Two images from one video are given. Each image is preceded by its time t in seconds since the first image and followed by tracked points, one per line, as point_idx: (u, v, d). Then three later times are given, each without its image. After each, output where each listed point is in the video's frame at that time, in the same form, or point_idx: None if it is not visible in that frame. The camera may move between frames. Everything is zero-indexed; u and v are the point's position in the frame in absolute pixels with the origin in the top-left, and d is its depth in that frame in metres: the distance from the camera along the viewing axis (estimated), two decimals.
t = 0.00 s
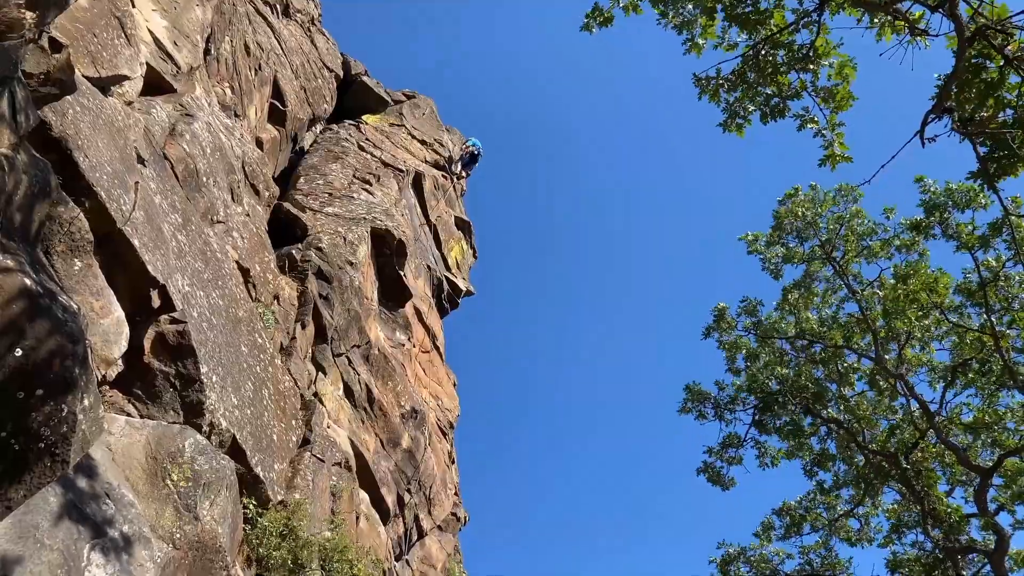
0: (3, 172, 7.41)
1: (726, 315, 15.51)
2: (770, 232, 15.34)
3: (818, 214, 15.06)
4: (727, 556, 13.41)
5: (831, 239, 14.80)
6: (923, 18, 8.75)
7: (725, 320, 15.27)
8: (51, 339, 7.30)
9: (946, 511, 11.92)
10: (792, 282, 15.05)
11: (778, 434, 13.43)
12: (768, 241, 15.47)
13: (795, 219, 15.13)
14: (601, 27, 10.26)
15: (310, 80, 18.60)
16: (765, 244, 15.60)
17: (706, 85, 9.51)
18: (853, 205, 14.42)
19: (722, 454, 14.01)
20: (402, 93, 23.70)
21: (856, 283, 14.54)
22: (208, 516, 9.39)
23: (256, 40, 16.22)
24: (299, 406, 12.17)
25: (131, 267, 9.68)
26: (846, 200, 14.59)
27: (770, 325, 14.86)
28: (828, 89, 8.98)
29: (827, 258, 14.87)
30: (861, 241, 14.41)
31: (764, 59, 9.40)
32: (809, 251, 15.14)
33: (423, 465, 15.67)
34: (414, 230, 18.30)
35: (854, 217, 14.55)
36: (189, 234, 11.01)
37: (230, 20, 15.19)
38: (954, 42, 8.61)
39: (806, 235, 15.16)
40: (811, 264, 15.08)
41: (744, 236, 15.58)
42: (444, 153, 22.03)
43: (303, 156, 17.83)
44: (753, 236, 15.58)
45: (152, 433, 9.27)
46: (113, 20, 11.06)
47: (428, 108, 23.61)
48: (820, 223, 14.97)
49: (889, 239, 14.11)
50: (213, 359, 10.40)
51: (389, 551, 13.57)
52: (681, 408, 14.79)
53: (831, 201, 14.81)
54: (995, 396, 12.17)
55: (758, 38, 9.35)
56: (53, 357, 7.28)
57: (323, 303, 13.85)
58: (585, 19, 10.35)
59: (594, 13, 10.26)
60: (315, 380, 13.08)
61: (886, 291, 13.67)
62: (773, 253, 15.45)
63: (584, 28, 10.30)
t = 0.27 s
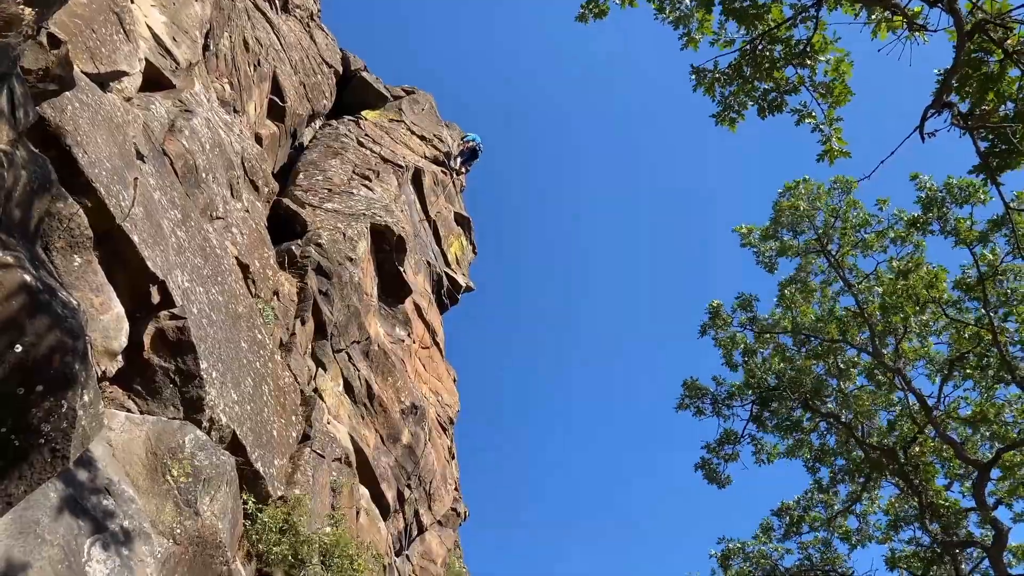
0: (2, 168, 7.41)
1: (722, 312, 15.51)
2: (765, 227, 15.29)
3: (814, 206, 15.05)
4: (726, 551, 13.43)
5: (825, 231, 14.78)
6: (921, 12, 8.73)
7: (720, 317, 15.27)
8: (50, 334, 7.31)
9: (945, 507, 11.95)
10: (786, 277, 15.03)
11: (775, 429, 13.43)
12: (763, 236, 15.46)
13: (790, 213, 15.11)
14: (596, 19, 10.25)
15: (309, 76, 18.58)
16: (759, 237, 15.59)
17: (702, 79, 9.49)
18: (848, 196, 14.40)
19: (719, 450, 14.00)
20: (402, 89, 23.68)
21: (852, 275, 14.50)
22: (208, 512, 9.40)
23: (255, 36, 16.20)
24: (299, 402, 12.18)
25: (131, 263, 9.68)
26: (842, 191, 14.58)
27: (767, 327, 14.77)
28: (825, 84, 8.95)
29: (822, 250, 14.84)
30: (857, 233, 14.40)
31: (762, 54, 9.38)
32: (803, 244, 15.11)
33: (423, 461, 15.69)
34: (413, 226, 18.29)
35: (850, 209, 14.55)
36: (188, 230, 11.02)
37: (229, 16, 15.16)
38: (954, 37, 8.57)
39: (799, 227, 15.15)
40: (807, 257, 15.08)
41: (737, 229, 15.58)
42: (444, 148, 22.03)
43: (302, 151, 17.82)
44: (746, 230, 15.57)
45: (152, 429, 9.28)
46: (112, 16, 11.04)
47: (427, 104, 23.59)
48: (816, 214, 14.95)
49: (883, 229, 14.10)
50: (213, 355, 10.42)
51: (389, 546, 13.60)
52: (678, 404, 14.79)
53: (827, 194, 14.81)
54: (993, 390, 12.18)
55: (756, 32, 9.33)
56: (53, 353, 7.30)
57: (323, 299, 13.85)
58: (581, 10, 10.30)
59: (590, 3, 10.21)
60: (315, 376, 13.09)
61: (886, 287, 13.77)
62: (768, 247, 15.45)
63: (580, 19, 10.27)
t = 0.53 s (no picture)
0: (0, 162, 7.40)
1: (716, 301, 15.49)
2: (757, 221, 15.26)
3: (808, 199, 15.02)
4: (726, 548, 13.43)
5: (819, 223, 14.74)
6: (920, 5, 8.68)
7: (714, 308, 15.23)
8: (50, 328, 7.31)
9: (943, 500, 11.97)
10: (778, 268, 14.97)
11: (772, 426, 13.42)
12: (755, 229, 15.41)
13: (783, 207, 15.08)
14: (602, 15, 10.17)
15: (308, 71, 18.55)
16: (749, 231, 15.56)
17: (701, 73, 9.43)
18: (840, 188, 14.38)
19: (717, 451, 14.00)
20: (401, 84, 23.64)
21: (846, 268, 14.51)
22: (208, 506, 9.41)
23: (254, 31, 16.18)
24: (299, 397, 12.19)
25: (130, 259, 9.68)
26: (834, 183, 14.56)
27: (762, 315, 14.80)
28: (822, 78, 8.90)
29: (816, 242, 14.81)
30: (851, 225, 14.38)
31: (759, 48, 9.33)
32: (797, 237, 15.09)
33: (423, 456, 15.70)
34: (413, 222, 18.28)
35: (842, 201, 14.54)
36: (188, 225, 11.02)
37: (228, 11, 15.14)
38: (952, 30, 8.53)
39: (792, 220, 15.13)
40: (800, 250, 15.06)
41: (726, 226, 15.58)
42: (444, 144, 22.02)
43: (302, 147, 17.82)
44: (735, 226, 15.57)
45: (152, 424, 9.29)
46: (110, 11, 11.02)
47: (427, 99, 23.57)
48: (809, 206, 14.92)
49: (877, 220, 14.08)
50: (213, 350, 10.42)
51: (389, 541, 13.61)
52: (675, 407, 14.78)
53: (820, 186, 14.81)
54: (991, 383, 12.17)
55: (754, 27, 9.28)
56: (52, 347, 7.30)
57: (322, 294, 13.85)
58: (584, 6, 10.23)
59: None
60: (315, 372, 13.09)
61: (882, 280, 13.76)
62: (758, 239, 15.42)
63: (584, 15, 10.19)
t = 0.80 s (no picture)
0: None
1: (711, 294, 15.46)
2: (754, 213, 15.21)
3: (806, 191, 14.97)
4: (725, 543, 13.42)
5: (816, 215, 14.69)
6: None
7: (710, 301, 15.20)
8: (52, 323, 7.34)
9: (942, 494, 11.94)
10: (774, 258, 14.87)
11: (769, 420, 13.41)
12: (751, 222, 15.37)
13: (781, 200, 15.03)
14: (605, 10, 10.11)
15: (309, 67, 18.53)
16: (746, 223, 15.49)
17: (700, 67, 9.40)
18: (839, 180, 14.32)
19: (714, 446, 13.98)
20: (402, 79, 23.59)
21: (844, 260, 14.45)
22: (209, 502, 9.42)
23: (254, 27, 16.16)
24: (299, 392, 12.20)
25: (131, 254, 9.69)
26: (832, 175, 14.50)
27: (757, 304, 14.79)
28: (822, 71, 8.86)
29: (813, 235, 14.74)
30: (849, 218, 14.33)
31: (759, 41, 9.29)
32: (794, 229, 15.05)
33: (424, 451, 15.72)
34: (414, 218, 18.28)
35: (840, 193, 14.50)
36: (188, 221, 11.02)
37: (228, 7, 15.12)
38: (953, 22, 8.48)
39: (789, 213, 15.07)
40: (797, 243, 15.00)
41: (721, 217, 15.49)
42: (444, 139, 22.00)
43: (302, 143, 17.81)
44: (731, 218, 15.51)
45: (153, 420, 9.31)
46: (110, 7, 11.02)
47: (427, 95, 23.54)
48: (806, 198, 14.85)
49: (876, 212, 14.03)
50: (213, 346, 10.43)
51: (390, 536, 13.61)
52: (673, 402, 14.76)
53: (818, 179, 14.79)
54: (990, 377, 12.15)
55: (754, 20, 9.23)
56: (53, 342, 7.31)
57: (323, 290, 13.86)
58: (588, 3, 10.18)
59: None
60: (316, 367, 13.10)
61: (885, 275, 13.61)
62: (754, 232, 15.37)
63: (588, 12, 10.12)
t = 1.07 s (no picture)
0: (2, 153, 7.40)
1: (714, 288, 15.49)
2: (758, 205, 15.22)
3: (810, 183, 14.94)
4: (726, 536, 13.45)
5: (820, 207, 14.69)
6: None
7: (711, 294, 15.23)
8: (54, 318, 7.33)
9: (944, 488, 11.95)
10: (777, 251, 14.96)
11: (772, 412, 13.43)
12: (755, 214, 15.37)
13: (785, 192, 15.03)
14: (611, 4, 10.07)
15: (310, 62, 18.51)
16: (749, 215, 15.48)
17: (702, 59, 9.40)
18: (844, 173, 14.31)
19: (716, 437, 14.00)
20: (403, 75, 23.55)
21: (848, 254, 14.45)
22: (213, 497, 9.44)
23: (255, 23, 16.13)
24: (302, 388, 12.21)
25: (133, 250, 9.69)
26: (836, 168, 14.50)
27: (757, 296, 14.82)
28: (824, 64, 8.86)
29: (817, 228, 14.75)
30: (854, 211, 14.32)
31: (761, 33, 9.28)
32: (797, 222, 15.06)
33: (426, 447, 15.74)
34: (415, 213, 18.28)
35: (844, 186, 14.50)
36: (190, 217, 11.01)
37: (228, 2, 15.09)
38: (956, 15, 8.47)
39: (793, 205, 15.06)
40: (800, 235, 15.00)
41: (725, 208, 15.47)
42: (445, 135, 22.00)
43: (303, 139, 17.80)
44: (735, 208, 15.50)
45: (156, 415, 9.31)
46: (111, 3, 11.00)
47: (428, 90, 23.51)
48: (809, 191, 14.85)
49: (880, 205, 14.03)
50: (216, 342, 10.44)
51: (392, 531, 13.64)
52: (678, 390, 14.78)
53: (822, 172, 14.78)
54: (993, 372, 12.19)
55: (756, 12, 9.21)
56: (56, 337, 7.30)
57: (325, 286, 13.86)
58: None
59: None
60: (318, 363, 13.11)
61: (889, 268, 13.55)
62: (758, 224, 15.38)
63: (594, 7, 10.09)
